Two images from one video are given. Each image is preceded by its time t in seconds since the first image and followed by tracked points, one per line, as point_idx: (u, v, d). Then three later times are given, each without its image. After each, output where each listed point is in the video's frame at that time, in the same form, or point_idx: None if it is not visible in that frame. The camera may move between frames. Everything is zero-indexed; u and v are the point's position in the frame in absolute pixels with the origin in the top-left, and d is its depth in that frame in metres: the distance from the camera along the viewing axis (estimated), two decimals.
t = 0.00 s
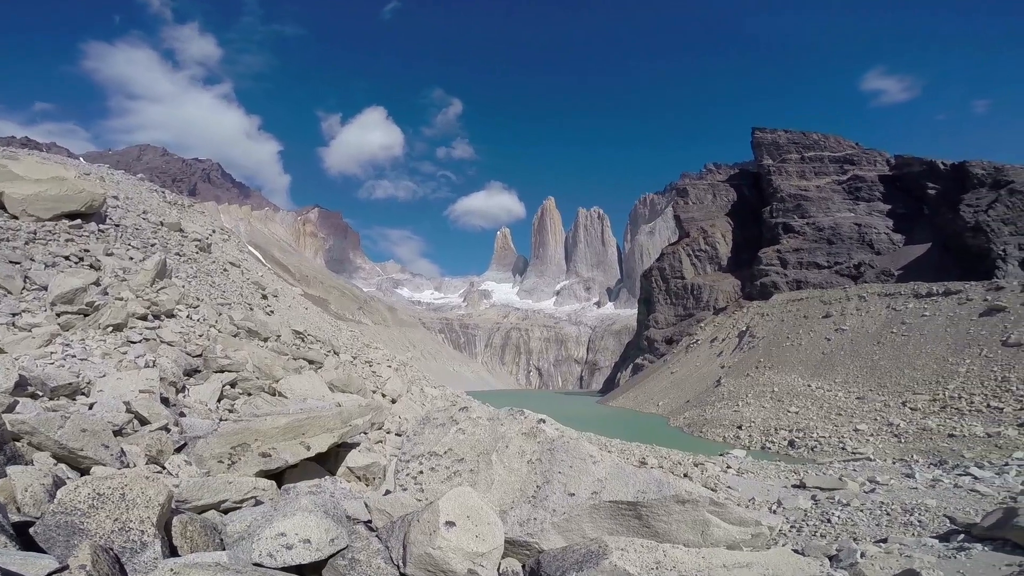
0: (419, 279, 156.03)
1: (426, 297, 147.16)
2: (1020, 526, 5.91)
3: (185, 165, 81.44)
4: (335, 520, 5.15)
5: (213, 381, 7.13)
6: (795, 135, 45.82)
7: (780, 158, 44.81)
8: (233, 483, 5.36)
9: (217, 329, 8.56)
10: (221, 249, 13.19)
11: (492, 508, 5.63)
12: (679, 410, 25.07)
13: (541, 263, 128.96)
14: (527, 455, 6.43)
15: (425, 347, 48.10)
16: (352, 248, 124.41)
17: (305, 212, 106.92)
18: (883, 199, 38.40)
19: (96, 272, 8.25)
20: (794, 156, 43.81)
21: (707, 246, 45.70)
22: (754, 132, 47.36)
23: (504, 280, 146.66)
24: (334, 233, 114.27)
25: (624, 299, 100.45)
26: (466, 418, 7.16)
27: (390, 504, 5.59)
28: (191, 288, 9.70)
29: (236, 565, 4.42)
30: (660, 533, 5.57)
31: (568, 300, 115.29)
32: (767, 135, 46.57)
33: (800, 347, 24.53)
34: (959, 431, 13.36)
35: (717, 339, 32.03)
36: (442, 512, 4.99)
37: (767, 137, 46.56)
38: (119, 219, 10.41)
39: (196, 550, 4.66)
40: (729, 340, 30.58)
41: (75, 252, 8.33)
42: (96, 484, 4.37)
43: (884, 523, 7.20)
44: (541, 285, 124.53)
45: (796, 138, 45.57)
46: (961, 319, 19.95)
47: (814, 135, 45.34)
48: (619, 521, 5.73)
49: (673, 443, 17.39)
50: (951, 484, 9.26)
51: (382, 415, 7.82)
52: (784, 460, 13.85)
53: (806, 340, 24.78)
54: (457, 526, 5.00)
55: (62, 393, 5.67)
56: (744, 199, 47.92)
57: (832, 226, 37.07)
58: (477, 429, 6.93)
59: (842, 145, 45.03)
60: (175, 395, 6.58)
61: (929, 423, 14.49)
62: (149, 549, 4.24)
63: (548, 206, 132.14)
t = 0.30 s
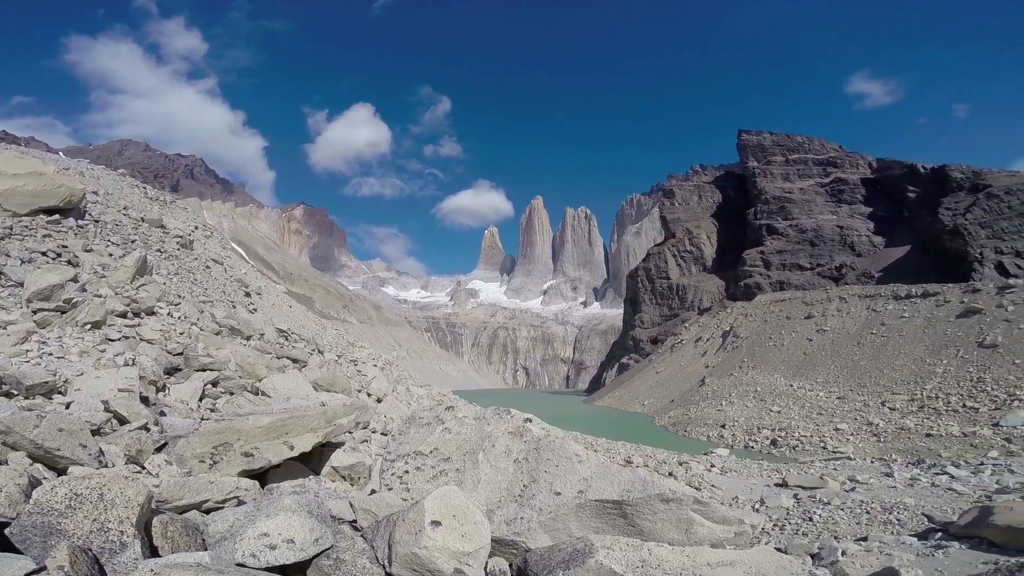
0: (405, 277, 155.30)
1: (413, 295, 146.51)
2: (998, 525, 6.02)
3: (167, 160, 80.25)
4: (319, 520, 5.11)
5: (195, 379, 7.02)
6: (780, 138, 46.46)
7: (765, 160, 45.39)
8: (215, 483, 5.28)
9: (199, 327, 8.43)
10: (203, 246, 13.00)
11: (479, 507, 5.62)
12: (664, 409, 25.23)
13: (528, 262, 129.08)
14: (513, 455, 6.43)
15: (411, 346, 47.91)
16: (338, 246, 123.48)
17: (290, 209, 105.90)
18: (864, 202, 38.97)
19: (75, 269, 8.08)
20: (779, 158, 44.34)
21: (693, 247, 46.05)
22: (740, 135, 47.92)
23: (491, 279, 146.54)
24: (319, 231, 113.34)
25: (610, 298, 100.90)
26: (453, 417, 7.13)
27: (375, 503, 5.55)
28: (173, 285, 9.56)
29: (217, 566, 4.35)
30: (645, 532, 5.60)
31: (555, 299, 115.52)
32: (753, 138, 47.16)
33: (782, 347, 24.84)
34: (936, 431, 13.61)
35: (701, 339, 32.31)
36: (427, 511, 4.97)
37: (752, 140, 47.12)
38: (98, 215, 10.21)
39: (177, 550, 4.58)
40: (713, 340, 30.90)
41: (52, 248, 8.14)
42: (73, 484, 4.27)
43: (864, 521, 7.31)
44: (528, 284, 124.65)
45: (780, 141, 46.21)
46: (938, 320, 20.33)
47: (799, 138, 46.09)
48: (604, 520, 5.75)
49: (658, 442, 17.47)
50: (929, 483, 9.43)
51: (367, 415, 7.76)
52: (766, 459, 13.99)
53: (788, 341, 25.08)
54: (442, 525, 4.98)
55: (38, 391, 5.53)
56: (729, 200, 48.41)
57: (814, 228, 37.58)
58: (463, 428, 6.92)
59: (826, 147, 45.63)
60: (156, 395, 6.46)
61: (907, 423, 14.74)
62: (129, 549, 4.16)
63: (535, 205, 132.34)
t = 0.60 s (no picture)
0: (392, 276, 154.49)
1: (400, 294, 145.86)
2: (974, 523, 6.15)
3: (149, 156, 79.03)
4: (303, 520, 5.06)
5: (176, 378, 6.90)
6: (764, 141, 47.00)
7: (750, 163, 45.88)
8: (197, 483, 5.20)
9: (181, 326, 8.30)
10: (185, 243, 12.80)
11: (465, 507, 5.61)
12: (649, 409, 25.36)
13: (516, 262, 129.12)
14: (499, 455, 6.44)
15: (397, 345, 47.67)
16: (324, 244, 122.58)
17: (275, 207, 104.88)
18: (846, 205, 39.53)
19: (52, 266, 7.91)
20: (764, 161, 44.85)
21: (678, 248, 46.37)
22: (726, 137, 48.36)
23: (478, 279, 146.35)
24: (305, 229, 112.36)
25: (597, 299, 101.27)
26: (438, 416, 7.13)
27: (360, 504, 5.51)
28: (154, 283, 9.41)
29: (199, 568, 4.29)
30: (629, 531, 5.62)
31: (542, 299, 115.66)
32: (739, 140, 47.64)
33: (765, 347, 25.13)
34: (914, 431, 13.85)
35: (686, 340, 32.56)
36: (412, 511, 4.95)
37: (738, 142, 47.56)
38: (77, 211, 10.01)
39: (157, 552, 4.50)
40: (697, 341, 31.16)
41: (29, 244, 7.97)
42: (48, 485, 4.19)
43: (844, 520, 7.42)
44: (516, 284, 124.71)
45: (766, 144, 46.71)
46: (917, 322, 20.68)
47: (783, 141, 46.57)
48: (589, 519, 5.76)
49: (642, 442, 17.52)
50: (907, 483, 9.59)
51: (353, 414, 7.71)
52: (748, 458, 14.16)
53: (771, 341, 25.39)
54: (428, 525, 4.96)
55: (13, 391, 5.40)
56: (714, 202, 48.85)
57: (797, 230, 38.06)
58: (449, 428, 6.92)
59: (810, 150, 46.20)
60: (136, 394, 6.35)
61: (886, 423, 14.98)
62: (107, 551, 4.07)
63: (524, 205, 132.51)
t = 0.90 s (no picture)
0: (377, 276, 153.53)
1: (385, 294, 145.03)
2: (951, 523, 6.29)
3: (130, 153, 77.78)
4: (286, 521, 5.02)
5: (156, 378, 6.79)
6: (749, 144, 47.51)
7: (734, 166, 46.38)
8: (177, 484, 5.12)
9: (161, 325, 8.16)
10: (167, 241, 12.61)
11: (450, 507, 5.60)
12: (633, 409, 25.53)
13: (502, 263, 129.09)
14: (485, 455, 6.45)
15: (382, 345, 47.42)
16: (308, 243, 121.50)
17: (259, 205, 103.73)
18: (828, 209, 40.12)
19: (28, 262, 7.73)
20: (748, 164, 45.35)
21: (663, 250, 46.71)
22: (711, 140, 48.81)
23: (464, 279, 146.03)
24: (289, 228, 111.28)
25: (583, 300, 101.63)
26: (423, 417, 7.12)
27: (344, 504, 5.47)
28: (134, 281, 9.25)
29: (180, 569, 4.23)
30: (614, 531, 5.65)
31: (529, 300, 115.71)
32: (724, 143, 48.09)
33: (747, 349, 25.45)
34: (891, 431, 14.12)
35: (670, 341, 32.85)
36: (397, 512, 4.93)
37: (724, 145, 47.99)
38: (56, 207, 9.81)
39: (136, 553, 4.41)
40: (681, 342, 31.43)
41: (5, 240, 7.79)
42: (22, 486, 4.10)
43: (824, 519, 7.53)
44: (502, 285, 124.70)
45: (750, 147, 47.22)
46: (895, 324, 21.08)
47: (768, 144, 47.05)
48: (575, 519, 5.78)
49: (626, 442, 17.63)
50: (885, 482, 9.77)
51: (337, 415, 7.67)
52: (731, 458, 14.33)
53: (754, 343, 25.68)
54: (413, 526, 4.94)
55: None
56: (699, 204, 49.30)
57: (780, 233, 38.55)
58: (434, 428, 6.91)
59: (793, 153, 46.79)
60: (114, 394, 6.24)
61: (865, 423, 15.24)
62: (85, 552, 3.98)
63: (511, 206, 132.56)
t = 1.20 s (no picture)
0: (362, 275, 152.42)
1: (371, 294, 144.09)
2: (927, 522, 6.42)
3: (109, 149, 76.48)
4: (267, 521, 4.97)
5: (133, 377, 6.67)
6: (734, 147, 48.10)
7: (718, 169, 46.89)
8: (156, 485, 5.03)
9: (139, 323, 8.02)
10: (147, 239, 12.40)
11: (435, 508, 5.58)
12: (617, 410, 25.68)
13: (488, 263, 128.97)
14: (470, 455, 6.46)
15: (366, 345, 47.11)
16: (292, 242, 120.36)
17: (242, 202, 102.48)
18: (809, 212, 40.75)
19: (1, 258, 7.53)
20: (732, 167, 45.87)
21: (647, 252, 47.05)
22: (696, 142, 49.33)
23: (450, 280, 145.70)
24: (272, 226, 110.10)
25: (568, 300, 101.94)
26: (408, 418, 7.13)
27: (326, 505, 5.42)
28: (112, 279, 9.08)
29: (160, 570, 4.16)
30: (598, 531, 5.68)
31: (515, 300, 115.72)
32: (709, 146, 48.63)
33: (729, 350, 25.77)
34: (869, 431, 14.40)
35: (653, 342, 33.10)
36: (380, 513, 4.90)
37: (709, 148, 48.53)
38: (31, 203, 9.59)
39: (112, 554, 4.32)
40: (664, 343, 31.70)
41: None
42: None
43: (804, 518, 7.65)
44: (488, 285, 124.60)
45: (735, 150, 47.81)
46: (873, 326, 21.47)
47: (752, 147, 47.68)
48: (559, 520, 5.80)
49: (610, 442, 17.73)
50: (862, 482, 9.96)
51: (319, 416, 7.62)
52: (712, 458, 14.48)
53: (735, 344, 25.99)
54: (396, 527, 4.91)
55: None
56: (683, 206, 49.77)
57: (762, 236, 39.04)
58: (418, 429, 6.92)
59: (776, 157, 47.45)
60: (90, 394, 6.10)
61: (843, 424, 15.52)
62: (60, 553, 3.89)
63: (498, 206, 132.52)
